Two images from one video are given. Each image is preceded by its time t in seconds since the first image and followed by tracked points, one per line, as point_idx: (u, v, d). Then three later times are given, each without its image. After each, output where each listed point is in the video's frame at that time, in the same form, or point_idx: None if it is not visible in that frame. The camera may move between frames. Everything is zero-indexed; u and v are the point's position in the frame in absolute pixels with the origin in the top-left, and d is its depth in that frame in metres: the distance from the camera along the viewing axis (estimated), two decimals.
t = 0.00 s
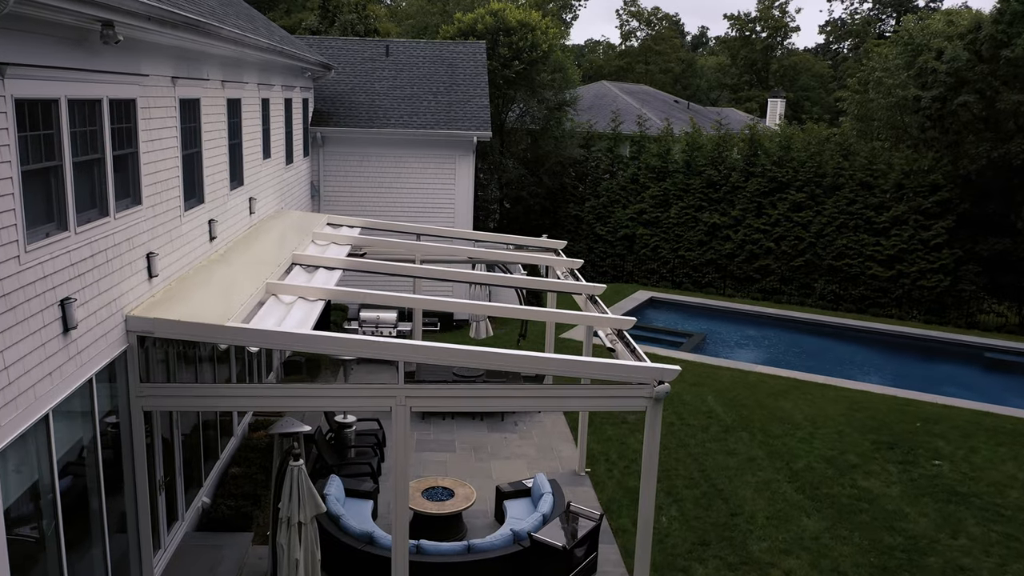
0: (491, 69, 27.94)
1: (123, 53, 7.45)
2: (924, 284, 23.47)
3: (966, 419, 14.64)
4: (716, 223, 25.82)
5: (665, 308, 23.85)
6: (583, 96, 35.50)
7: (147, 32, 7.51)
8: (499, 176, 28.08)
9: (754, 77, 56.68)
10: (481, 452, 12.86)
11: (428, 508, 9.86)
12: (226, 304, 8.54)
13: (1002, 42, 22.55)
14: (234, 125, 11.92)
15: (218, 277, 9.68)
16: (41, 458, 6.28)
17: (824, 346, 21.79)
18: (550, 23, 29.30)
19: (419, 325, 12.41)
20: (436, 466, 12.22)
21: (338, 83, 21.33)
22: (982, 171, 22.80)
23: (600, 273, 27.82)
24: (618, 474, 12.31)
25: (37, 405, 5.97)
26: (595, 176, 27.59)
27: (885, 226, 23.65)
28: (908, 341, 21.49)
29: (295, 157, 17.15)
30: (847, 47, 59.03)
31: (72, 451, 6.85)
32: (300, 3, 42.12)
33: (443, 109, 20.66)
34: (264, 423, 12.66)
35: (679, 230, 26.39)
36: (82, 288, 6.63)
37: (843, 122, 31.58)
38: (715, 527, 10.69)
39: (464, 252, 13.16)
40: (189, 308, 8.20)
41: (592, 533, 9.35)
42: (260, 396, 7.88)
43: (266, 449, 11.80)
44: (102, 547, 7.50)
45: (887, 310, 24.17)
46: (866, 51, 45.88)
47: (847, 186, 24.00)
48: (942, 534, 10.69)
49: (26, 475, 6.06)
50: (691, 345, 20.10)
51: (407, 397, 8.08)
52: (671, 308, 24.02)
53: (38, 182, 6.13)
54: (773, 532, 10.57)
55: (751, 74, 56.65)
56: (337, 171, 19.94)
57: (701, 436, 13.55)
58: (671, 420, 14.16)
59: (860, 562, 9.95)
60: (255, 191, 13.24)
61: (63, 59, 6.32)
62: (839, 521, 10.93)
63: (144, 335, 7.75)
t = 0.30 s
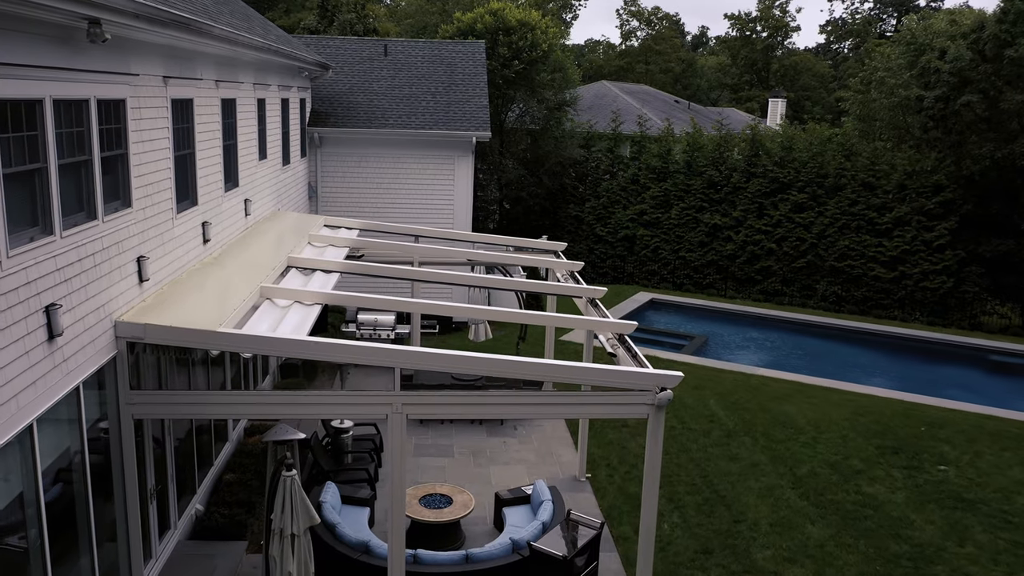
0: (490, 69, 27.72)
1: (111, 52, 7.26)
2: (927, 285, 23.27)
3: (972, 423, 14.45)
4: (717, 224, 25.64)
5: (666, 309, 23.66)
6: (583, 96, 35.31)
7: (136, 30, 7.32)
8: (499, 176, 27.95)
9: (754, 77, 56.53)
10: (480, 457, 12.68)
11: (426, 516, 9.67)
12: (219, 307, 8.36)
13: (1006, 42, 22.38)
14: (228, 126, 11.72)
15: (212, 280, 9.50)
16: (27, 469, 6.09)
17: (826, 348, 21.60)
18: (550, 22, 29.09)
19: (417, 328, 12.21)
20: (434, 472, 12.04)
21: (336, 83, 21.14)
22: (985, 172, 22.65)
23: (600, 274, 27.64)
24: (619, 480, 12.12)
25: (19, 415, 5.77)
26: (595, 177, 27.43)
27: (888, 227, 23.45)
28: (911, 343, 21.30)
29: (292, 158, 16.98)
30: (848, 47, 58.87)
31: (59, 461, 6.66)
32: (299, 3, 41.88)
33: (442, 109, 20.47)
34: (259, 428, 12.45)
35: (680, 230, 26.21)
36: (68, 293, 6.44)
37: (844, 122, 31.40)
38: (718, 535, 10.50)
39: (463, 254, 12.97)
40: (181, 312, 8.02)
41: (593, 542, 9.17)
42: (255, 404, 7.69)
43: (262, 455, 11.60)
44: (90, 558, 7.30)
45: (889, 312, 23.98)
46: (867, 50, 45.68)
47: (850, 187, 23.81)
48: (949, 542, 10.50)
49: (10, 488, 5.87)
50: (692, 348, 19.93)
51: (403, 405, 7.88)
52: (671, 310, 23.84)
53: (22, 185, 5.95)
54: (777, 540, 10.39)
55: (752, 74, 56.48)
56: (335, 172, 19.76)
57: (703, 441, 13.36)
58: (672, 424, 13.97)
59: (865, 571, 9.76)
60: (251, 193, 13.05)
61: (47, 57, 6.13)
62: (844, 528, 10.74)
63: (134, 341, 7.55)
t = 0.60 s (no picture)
0: (490, 69, 27.47)
1: (99, 50, 7.08)
2: (930, 286, 23.05)
3: (977, 427, 14.27)
4: (718, 225, 25.47)
5: (667, 311, 23.49)
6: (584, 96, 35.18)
7: (124, 29, 7.14)
8: (499, 177, 27.81)
9: (755, 77, 56.40)
10: (480, 462, 12.50)
11: (424, 525, 9.48)
12: (212, 311, 8.18)
13: (1010, 41, 22.23)
14: (223, 127, 11.53)
15: (207, 283, 9.33)
16: (9, 481, 5.91)
17: (829, 351, 21.41)
18: (549, 22, 28.88)
19: (415, 332, 12.02)
20: (433, 478, 11.87)
21: (334, 83, 20.96)
22: (989, 173, 22.52)
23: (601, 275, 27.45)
24: (620, 486, 11.94)
25: (3, 426, 5.58)
26: (595, 177, 27.27)
27: (890, 228, 23.27)
28: (914, 345, 21.15)
29: (290, 159, 16.80)
30: (849, 47, 58.73)
31: (44, 472, 6.48)
32: (299, 2, 41.69)
33: (441, 109, 20.29)
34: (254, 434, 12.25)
35: (681, 231, 26.03)
36: (55, 299, 6.26)
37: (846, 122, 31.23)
38: (721, 543, 10.31)
39: (462, 257, 12.79)
40: (173, 317, 7.84)
41: (594, 551, 8.97)
42: (248, 412, 7.50)
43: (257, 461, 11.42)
44: (78, 570, 7.12)
45: (892, 313, 23.78)
46: (869, 50, 45.52)
47: (852, 187, 23.63)
48: (957, 550, 10.32)
49: None
50: (693, 350, 19.78)
51: (399, 413, 7.69)
52: (672, 312, 23.66)
53: (5, 187, 5.77)
54: (780, 548, 10.20)
55: (752, 74, 56.37)
56: (333, 173, 19.59)
57: (705, 446, 13.18)
58: (674, 429, 13.78)
59: None
60: (247, 194, 12.87)
61: (33, 55, 5.96)
62: (849, 536, 10.56)
63: (123, 347, 7.36)
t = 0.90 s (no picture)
0: (490, 68, 27.24)
1: (87, 50, 6.91)
2: (934, 288, 22.84)
3: (983, 432, 14.08)
4: (720, 226, 25.29)
5: (668, 312, 23.34)
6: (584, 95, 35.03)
7: (114, 27, 6.97)
8: (498, 178, 27.61)
9: (756, 77, 56.27)
10: (479, 468, 12.32)
11: (422, 533, 9.29)
12: (205, 316, 8.00)
13: (1015, 41, 22.10)
14: (217, 128, 11.33)
15: (201, 287, 9.15)
16: None
17: (832, 353, 21.23)
18: (550, 21, 28.68)
19: (414, 335, 11.83)
20: (431, 483, 11.69)
21: (332, 83, 20.77)
22: (993, 173, 22.38)
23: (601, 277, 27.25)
24: (621, 492, 11.76)
25: None
26: (596, 178, 27.09)
27: (893, 228, 23.08)
28: (919, 347, 20.96)
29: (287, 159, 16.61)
30: (850, 47, 58.56)
31: (29, 483, 6.29)
32: (297, 2, 41.48)
33: (440, 109, 20.10)
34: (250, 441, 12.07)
35: (682, 232, 25.85)
36: (41, 305, 6.09)
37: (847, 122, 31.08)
38: (725, 551, 10.13)
39: (462, 259, 12.61)
40: (165, 322, 7.66)
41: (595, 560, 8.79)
42: (242, 420, 7.32)
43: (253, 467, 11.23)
44: None
45: (895, 315, 23.58)
46: (871, 50, 45.34)
47: (854, 188, 23.45)
48: (964, 558, 10.14)
49: None
50: (695, 352, 19.59)
51: (397, 421, 7.52)
52: (673, 314, 23.48)
53: None
54: (785, 556, 10.02)
55: (753, 74, 56.26)
56: (331, 174, 19.41)
57: (708, 451, 12.99)
58: (676, 433, 13.59)
59: None
60: (242, 196, 12.68)
61: (20, 54, 5.79)
62: (855, 544, 10.37)
63: (113, 354, 7.16)
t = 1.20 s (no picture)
0: (490, 68, 27.05)
1: (75, 49, 6.74)
2: (937, 289, 22.66)
3: (988, 436, 13.91)
4: (721, 227, 25.12)
5: (670, 315, 23.16)
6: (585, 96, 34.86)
7: (101, 25, 6.78)
8: (498, 178, 27.41)
9: (757, 77, 56.04)
10: (478, 473, 12.16)
11: (420, 541, 9.13)
12: (198, 320, 7.81)
13: (1018, 40, 21.93)
14: (211, 130, 11.15)
15: (195, 290, 8.97)
16: None
17: (834, 355, 21.07)
18: (550, 21, 28.49)
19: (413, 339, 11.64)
20: (429, 488, 11.54)
21: (329, 83, 20.59)
22: (996, 174, 22.20)
23: (602, 278, 27.07)
24: (622, 498, 11.58)
25: None
26: (596, 178, 26.90)
27: (896, 230, 22.90)
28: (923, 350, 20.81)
29: (284, 160, 16.43)
30: (851, 47, 58.42)
31: (14, 493, 6.10)
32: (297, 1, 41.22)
33: (439, 109, 19.92)
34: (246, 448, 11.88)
35: (683, 233, 25.68)
36: (25, 311, 5.91)
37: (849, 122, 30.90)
38: (729, 559, 9.94)
39: (461, 262, 12.43)
40: (157, 327, 7.48)
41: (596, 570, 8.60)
42: (235, 428, 7.15)
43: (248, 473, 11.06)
44: None
45: (897, 316, 23.42)
46: (873, 51, 45.17)
47: (857, 189, 23.27)
48: (972, 566, 9.96)
49: None
50: (696, 355, 19.42)
51: (392, 429, 7.35)
52: (674, 316, 23.31)
53: None
54: (790, 564, 9.84)
55: (753, 74, 56.04)
56: (329, 175, 19.23)
57: (710, 456, 12.80)
58: (678, 438, 13.41)
59: None
60: (238, 198, 12.49)
61: (3, 54, 5.62)
62: (861, 552, 10.19)
63: (102, 361, 6.97)
